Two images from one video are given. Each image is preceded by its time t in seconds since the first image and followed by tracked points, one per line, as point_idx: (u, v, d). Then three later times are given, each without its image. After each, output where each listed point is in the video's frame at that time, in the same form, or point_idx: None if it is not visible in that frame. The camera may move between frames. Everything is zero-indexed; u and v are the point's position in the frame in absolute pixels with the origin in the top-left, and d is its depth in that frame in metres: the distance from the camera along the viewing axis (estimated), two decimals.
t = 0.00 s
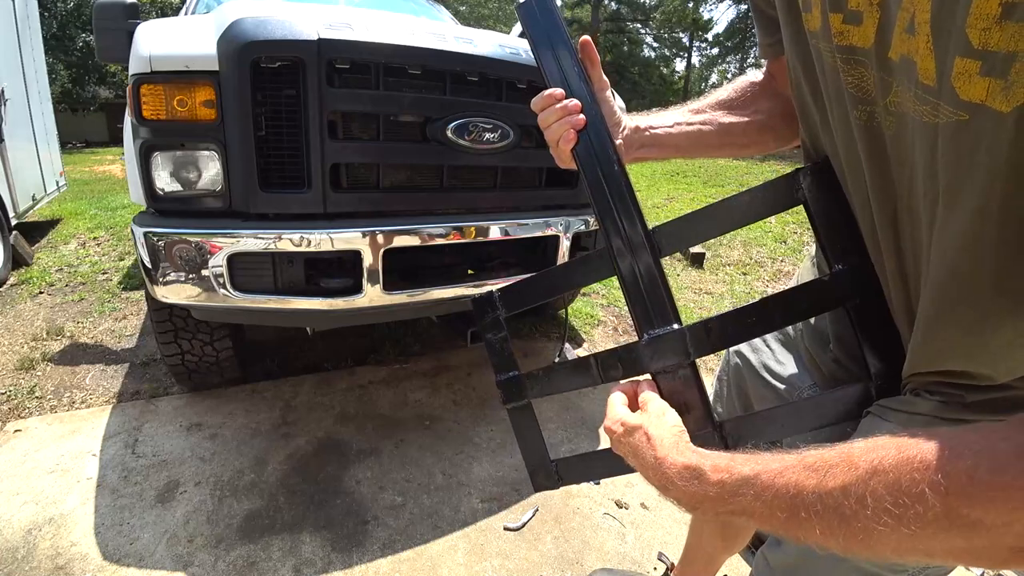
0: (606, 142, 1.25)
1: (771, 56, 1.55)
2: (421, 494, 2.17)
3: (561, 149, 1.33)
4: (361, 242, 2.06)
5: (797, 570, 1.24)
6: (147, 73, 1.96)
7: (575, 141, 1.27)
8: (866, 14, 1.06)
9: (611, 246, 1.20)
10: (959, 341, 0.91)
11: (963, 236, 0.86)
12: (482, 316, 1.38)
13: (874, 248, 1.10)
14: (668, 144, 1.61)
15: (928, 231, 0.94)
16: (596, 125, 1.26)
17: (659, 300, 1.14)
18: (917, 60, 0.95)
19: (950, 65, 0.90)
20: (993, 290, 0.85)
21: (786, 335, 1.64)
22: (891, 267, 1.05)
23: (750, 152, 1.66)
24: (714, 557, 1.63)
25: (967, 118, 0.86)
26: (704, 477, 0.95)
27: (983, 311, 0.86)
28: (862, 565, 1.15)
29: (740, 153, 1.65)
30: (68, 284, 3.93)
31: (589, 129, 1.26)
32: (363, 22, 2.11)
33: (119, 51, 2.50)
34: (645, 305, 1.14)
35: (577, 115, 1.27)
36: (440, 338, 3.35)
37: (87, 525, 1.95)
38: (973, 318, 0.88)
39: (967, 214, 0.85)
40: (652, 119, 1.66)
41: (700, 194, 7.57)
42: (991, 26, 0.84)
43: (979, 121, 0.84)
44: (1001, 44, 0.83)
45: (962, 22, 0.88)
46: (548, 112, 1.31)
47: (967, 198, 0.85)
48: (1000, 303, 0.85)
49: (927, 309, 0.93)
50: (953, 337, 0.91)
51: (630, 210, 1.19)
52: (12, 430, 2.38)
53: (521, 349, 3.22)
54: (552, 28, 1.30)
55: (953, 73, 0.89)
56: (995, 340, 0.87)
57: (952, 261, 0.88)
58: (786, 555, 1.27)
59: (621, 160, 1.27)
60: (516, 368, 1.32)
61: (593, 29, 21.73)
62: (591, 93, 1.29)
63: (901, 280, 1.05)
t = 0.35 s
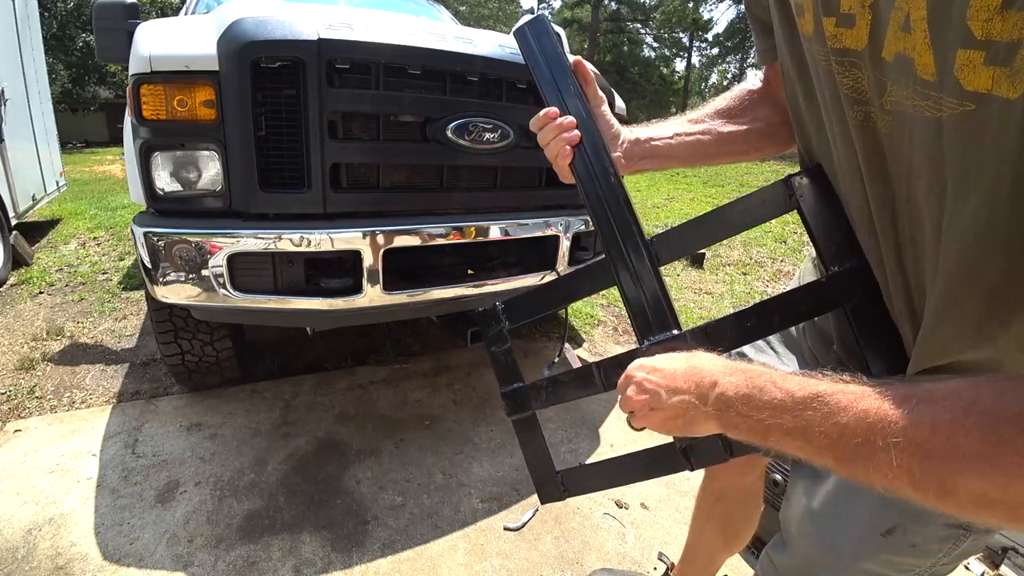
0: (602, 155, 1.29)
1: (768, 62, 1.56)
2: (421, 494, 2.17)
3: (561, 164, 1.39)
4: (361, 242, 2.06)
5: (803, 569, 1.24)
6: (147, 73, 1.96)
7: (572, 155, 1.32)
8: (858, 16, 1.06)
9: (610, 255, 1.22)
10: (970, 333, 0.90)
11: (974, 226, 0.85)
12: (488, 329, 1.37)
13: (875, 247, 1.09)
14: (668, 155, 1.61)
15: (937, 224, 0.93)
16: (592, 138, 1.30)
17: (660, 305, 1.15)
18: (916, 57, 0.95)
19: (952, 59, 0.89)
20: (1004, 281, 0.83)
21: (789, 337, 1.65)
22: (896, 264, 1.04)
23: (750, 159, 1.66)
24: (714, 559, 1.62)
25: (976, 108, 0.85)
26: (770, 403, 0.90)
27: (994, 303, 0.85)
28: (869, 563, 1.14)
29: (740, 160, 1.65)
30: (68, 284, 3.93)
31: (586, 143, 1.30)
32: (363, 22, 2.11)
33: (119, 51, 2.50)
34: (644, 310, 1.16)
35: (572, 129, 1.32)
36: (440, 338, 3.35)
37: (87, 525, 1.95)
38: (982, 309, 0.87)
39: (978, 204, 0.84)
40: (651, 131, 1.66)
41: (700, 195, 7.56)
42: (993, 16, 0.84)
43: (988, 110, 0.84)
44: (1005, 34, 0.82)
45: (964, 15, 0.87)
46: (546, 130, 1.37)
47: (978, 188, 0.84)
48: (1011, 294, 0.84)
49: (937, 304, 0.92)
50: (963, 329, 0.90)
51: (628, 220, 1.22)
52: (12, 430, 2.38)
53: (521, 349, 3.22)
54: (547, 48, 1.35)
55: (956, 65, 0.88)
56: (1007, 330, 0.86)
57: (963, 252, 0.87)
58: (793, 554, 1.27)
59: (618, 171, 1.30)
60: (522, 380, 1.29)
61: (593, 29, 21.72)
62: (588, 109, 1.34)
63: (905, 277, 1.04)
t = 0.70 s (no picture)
0: (605, 154, 1.29)
1: (767, 61, 1.56)
2: (421, 494, 2.17)
3: (563, 163, 1.37)
4: (361, 242, 2.06)
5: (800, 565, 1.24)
6: (147, 73, 1.96)
7: (575, 154, 1.32)
8: (850, 17, 1.06)
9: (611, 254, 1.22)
10: (952, 333, 0.90)
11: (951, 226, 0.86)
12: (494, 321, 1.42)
13: (866, 248, 1.09)
14: (667, 153, 1.62)
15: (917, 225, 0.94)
16: (596, 139, 1.31)
17: (660, 304, 1.16)
18: (895, 61, 0.97)
19: (923, 64, 0.91)
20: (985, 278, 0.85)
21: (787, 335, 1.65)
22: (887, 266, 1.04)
23: (748, 157, 1.66)
24: (717, 559, 1.63)
25: (944, 112, 0.88)
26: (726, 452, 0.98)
27: (974, 301, 0.86)
28: (865, 560, 1.14)
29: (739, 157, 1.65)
30: (68, 284, 3.93)
31: (590, 143, 1.31)
32: (363, 22, 2.11)
33: (119, 51, 2.49)
34: (644, 309, 1.16)
35: (575, 128, 1.31)
36: (440, 338, 3.35)
37: (87, 525, 1.95)
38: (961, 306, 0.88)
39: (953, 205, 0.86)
40: (650, 129, 1.66)
41: (700, 195, 7.56)
42: (954, 26, 0.87)
43: (957, 114, 0.86)
44: (967, 40, 0.85)
45: (930, 23, 0.90)
46: (548, 127, 1.36)
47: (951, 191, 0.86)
48: (990, 292, 0.85)
49: (918, 304, 0.93)
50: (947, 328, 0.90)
51: (630, 218, 1.22)
52: (12, 430, 2.38)
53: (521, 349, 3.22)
54: (552, 49, 1.35)
55: (928, 71, 0.90)
56: (989, 328, 0.87)
57: (943, 252, 0.88)
58: (789, 551, 1.27)
59: (620, 171, 1.31)
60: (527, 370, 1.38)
61: (593, 29, 21.71)
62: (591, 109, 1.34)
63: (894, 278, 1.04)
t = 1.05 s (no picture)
0: (603, 159, 1.31)
1: (767, 61, 1.56)
2: (421, 495, 2.17)
3: (565, 167, 1.41)
4: (361, 242, 2.06)
5: (798, 565, 1.24)
6: (147, 73, 1.96)
7: (574, 158, 1.35)
8: (839, 18, 1.06)
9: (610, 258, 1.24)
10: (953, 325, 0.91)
11: (947, 224, 0.87)
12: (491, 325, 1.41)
13: (860, 242, 1.10)
14: (666, 158, 1.62)
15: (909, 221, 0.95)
16: (593, 142, 1.33)
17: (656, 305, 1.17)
18: (883, 61, 0.96)
19: (914, 63, 0.90)
20: (979, 271, 0.87)
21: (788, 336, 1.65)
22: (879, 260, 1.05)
23: (751, 159, 1.65)
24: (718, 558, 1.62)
25: (937, 112, 0.87)
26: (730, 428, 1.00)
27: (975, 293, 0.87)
28: (862, 560, 1.14)
29: (744, 160, 1.64)
30: (68, 284, 3.93)
31: (588, 147, 1.33)
32: (362, 22, 2.11)
33: (119, 51, 2.49)
34: (641, 313, 1.18)
35: (573, 133, 1.35)
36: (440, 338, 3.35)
37: (87, 525, 1.95)
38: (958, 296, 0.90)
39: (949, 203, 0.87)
40: (651, 135, 1.67)
41: (700, 195, 7.55)
42: (949, 24, 0.86)
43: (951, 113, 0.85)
44: (963, 39, 0.84)
45: (924, 21, 0.89)
46: (549, 134, 1.40)
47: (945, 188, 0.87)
48: (985, 283, 0.87)
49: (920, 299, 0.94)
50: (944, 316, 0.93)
51: (628, 222, 1.23)
52: (12, 430, 2.38)
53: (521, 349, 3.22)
54: (552, 57, 1.39)
55: (920, 70, 0.89)
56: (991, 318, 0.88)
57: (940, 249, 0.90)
58: (787, 551, 1.27)
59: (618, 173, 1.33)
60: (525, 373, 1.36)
61: (593, 29, 21.71)
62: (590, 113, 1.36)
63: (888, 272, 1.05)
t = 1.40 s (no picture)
0: (610, 156, 1.32)
1: (769, 60, 1.56)
2: (421, 495, 2.17)
3: (568, 160, 1.41)
4: (361, 242, 2.06)
5: (798, 565, 1.24)
6: (147, 73, 1.96)
7: (580, 151, 1.36)
8: (845, 17, 1.06)
9: (614, 254, 1.25)
10: (949, 328, 0.91)
11: (940, 224, 0.88)
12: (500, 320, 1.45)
13: (864, 241, 1.10)
14: (669, 152, 1.62)
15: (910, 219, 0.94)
16: (600, 140, 1.34)
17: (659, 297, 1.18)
18: (889, 59, 0.96)
19: (917, 61, 0.91)
20: (979, 270, 0.85)
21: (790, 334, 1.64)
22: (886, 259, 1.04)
23: (752, 157, 1.65)
24: (720, 559, 1.63)
25: (939, 110, 0.87)
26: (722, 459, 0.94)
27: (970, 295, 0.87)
28: (862, 557, 1.15)
29: (745, 157, 1.64)
30: (68, 284, 3.94)
31: (595, 144, 1.34)
32: (363, 22, 2.11)
33: (119, 51, 2.49)
34: (644, 308, 1.18)
35: (580, 127, 1.35)
36: (440, 338, 3.35)
37: (87, 525, 1.95)
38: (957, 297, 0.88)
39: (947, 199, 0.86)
40: (654, 129, 1.67)
41: (700, 195, 7.56)
42: (949, 23, 0.86)
43: (951, 109, 0.85)
44: (960, 35, 0.84)
45: (924, 19, 0.89)
46: (554, 126, 1.41)
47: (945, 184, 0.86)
48: (984, 285, 0.86)
49: (913, 299, 0.94)
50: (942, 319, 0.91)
51: (632, 219, 1.24)
52: (12, 430, 2.38)
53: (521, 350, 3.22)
54: (562, 55, 1.41)
55: (922, 67, 0.90)
56: (987, 322, 0.87)
57: (937, 249, 0.89)
58: (788, 550, 1.27)
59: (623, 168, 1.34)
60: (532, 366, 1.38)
61: (593, 29, 21.70)
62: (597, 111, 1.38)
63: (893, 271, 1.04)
